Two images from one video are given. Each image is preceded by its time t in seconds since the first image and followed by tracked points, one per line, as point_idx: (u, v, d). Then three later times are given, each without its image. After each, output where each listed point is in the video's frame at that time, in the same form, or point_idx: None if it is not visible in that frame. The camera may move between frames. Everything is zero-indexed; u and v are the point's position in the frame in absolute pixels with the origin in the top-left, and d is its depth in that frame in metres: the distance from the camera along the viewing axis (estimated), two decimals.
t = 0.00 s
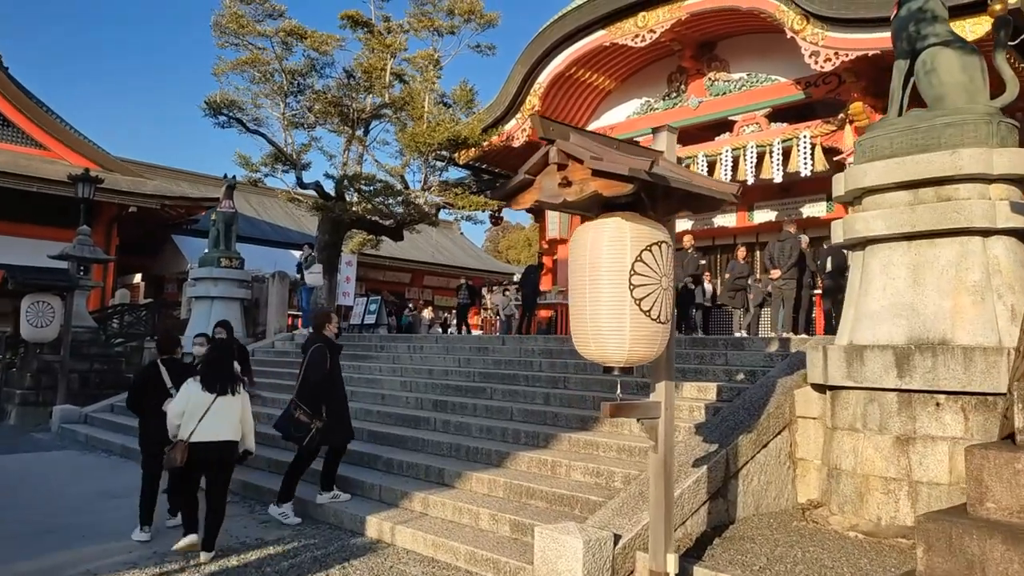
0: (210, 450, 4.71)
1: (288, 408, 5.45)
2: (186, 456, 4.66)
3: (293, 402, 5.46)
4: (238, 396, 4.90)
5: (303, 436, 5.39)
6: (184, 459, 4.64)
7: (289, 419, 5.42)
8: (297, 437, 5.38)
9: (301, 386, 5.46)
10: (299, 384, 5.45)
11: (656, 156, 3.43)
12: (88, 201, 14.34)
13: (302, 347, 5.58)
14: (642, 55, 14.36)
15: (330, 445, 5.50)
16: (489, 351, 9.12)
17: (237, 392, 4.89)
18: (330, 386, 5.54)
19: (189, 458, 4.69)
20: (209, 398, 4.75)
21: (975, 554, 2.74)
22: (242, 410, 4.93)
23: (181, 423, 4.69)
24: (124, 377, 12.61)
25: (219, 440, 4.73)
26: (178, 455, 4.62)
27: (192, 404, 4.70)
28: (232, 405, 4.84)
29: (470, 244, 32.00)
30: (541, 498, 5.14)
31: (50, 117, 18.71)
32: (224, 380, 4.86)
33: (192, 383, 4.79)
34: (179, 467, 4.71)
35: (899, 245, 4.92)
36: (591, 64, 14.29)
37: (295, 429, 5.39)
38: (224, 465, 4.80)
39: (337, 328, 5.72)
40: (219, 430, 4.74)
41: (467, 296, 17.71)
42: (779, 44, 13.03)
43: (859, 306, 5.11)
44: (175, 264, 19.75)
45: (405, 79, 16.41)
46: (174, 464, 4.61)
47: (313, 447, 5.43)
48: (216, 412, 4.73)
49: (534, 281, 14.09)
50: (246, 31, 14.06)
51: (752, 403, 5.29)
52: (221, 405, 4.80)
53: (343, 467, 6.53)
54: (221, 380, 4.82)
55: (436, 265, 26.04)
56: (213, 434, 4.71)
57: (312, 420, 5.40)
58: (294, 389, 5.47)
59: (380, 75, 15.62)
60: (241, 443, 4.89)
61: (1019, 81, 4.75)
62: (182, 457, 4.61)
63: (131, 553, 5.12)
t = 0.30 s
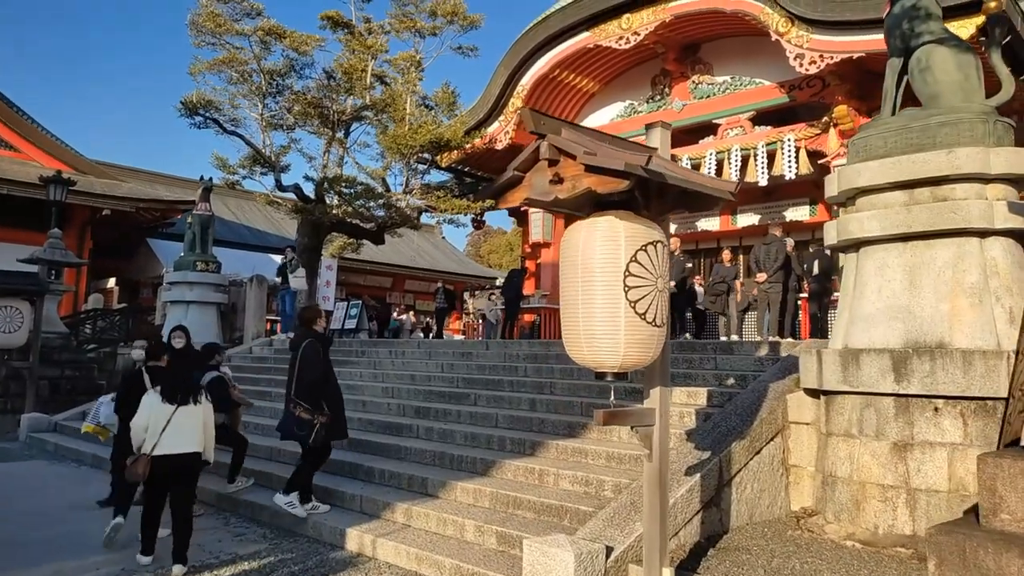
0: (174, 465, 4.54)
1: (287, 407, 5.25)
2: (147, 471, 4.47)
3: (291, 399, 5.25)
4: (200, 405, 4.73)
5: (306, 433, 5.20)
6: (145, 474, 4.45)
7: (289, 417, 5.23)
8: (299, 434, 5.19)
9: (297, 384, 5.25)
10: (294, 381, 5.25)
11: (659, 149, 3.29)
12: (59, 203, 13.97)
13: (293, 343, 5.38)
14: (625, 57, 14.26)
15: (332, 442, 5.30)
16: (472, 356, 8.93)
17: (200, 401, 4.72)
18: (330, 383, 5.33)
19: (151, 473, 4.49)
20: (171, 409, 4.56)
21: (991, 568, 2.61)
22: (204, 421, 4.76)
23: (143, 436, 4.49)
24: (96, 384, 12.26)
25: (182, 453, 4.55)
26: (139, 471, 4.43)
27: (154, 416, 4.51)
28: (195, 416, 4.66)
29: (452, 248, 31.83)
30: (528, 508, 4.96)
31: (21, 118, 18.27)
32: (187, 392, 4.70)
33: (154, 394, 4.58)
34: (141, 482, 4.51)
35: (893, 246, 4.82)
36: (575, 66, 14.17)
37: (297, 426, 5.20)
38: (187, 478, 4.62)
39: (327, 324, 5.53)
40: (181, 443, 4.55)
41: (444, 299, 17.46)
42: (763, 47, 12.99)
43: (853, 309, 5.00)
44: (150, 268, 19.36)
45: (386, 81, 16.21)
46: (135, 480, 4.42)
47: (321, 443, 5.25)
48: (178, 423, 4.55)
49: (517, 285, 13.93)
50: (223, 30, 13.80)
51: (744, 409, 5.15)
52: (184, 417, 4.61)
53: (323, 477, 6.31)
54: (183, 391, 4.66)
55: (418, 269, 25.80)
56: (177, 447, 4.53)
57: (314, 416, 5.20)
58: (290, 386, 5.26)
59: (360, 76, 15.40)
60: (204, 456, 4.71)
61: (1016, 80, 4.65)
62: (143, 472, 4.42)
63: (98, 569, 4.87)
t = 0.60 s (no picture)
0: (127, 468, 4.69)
1: (281, 415, 5.01)
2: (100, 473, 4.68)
3: (285, 406, 5.02)
4: (156, 409, 4.87)
5: (302, 442, 4.97)
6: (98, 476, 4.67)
7: (284, 425, 4.98)
8: (295, 443, 4.96)
9: (291, 391, 5.05)
10: (288, 388, 5.05)
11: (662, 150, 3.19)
12: (27, 204, 13.59)
13: (280, 349, 5.19)
14: (608, 59, 14.20)
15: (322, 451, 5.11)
16: (455, 361, 8.76)
17: (155, 404, 4.88)
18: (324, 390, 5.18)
19: (105, 476, 4.70)
20: (122, 414, 4.73)
21: None
22: (162, 424, 4.90)
23: (98, 439, 4.71)
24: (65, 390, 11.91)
25: (135, 457, 4.71)
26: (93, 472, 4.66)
27: (107, 420, 4.71)
28: (148, 419, 4.81)
29: (432, 251, 31.59)
30: (513, 519, 4.81)
31: None
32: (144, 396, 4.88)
33: (109, 399, 4.80)
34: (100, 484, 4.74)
35: (886, 250, 4.73)
36: (558, 68, 14.06)
37: (293, 434, 4.97)
38: (144, 481, 4.77)
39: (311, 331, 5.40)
40: (135, 445, 4.71)
41: (421, 302, 17.23)
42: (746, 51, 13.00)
43: (844, 314, 4.91)
44: (123, 270, 18.95)
45: (365, 81, 16.01)
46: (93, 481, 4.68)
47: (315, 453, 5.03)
48: (129, 427, 4.71)
49: (498, 288, 13.79)
50: (198, 27, 13.53)
51: (733, 416, 5.03)
52: (138, 421, 4.77)
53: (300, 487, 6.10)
54: (139, 393, 4.84)
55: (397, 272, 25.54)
56: (128, 450, 4.69)
57: (309, 422, 5.01)
58: (284, 393, 5.05)
59: (339, 76, 15.18)
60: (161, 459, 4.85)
61: (1009, 81, 4.66)
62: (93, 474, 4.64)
63: None
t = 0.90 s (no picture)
0: (94, 476, 4.49)
1: (274, 421, 4.72)
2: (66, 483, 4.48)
3: (278, 411, 4.75)
4: (126, 415, 4.68)
5: (294, 451, 4.73)
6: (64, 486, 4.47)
7: (277, 432, 4.69)
8: (288, 451, 4.70)
9: (286, 397, 4.80)
10: (283, 394, 4.79)
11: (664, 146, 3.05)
12: None
13: (268, 353, 4.93)
14: (590, 62, 14.12)
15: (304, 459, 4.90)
16: (435, 366, 8.57)
17: (125, 410, 4.69)
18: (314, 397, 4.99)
19: (72, 486, 4.48)
20: (91, 420, 4.53)
21: None
22: (133, 431, 4.70)
23: (65, 447, 4.49)
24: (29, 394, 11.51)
25: (103, 466, 4.50)
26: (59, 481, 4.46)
27: (74, 427, 4.50)
28: (118, 426, 4.61)
29: (409, 254, 31.34)
30: (497, 531, 4.63)
31: None
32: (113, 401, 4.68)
33: (77, 405, 4.59)
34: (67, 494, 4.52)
35: (879, 254, 4.65)
36: (538, 70, 13.94)
37: (287, 441, 4.71)
38: (113, 492, 4.58)
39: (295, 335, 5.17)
40: (102, 452, 4.51)
41: (396, 305, 16.98)
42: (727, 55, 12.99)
43: (835, 319, 4.82)
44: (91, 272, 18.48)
45: (343, 81, 15.77)
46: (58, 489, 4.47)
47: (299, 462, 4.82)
48: (99, 434, 4.51)
49: (476, 291, 13.63)
50: (170, 23, 13.23)
51: (723, 423, 4.90)
52: (107, 428, 4.57)
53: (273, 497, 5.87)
54: (108, 399, 4.64)
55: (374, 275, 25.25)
56: (97, 458, 4.49)
57: (300, 430, 4.77)
58: (276, 398, 4.78)
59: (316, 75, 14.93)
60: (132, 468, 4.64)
61: (1003, 83, 4.60)
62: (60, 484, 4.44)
63: None
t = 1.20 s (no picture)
0: (70, 481, 4.43)
1: (270, 431, 4.49)
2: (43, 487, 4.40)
3: (273, 420, 4.53)
4: (105, 419, 4.65)
5: (291, 460, 4.56)
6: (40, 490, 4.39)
7: (274, 443, 4.48)
8: (286, 462, 4.52)
9: (279, 405, 4.57)
10: (275, 402, 4.57)
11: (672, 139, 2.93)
12: None
13: (253, 358, 4.69)
14: (569, 65, 14.04)
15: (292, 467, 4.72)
16: (412, 371, 8.36)
17: (105, 414, 4.66)
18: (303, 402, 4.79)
19: (48, 490, 4.41)
20: (70, 424, 4.49)
21: None
22: (111, 435, 4.66)
23: (40, 451, 4.41)
24: None
25: (84, 470, 4.45)
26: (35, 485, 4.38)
27: (52, 430, 4.44)
28: (98, 430, 4.58)
29: (382, 257, 31.01)
30: (481, 544, 4.45)
31: None
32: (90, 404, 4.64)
33: (54, 407, 4.53)
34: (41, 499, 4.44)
35: (872, 259, 4.58)
36: (517, 71, 13.82)
37: (283, 451, 4.51)
38: (91, 496, 4.52)
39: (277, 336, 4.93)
40: (80, 458, 4.46)
41: (365, 308, 16.64)
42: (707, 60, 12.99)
43: (827, 325, 4.74)
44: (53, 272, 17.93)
45: (318, 80, 15.49)
46: (33, 495, 4.41)
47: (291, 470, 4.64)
48: (79, 437, 4.47)
49: (452, 295, 13.44)
50: (141, 17, 12.87)
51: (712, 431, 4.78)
52: (87, 431, 4.53)
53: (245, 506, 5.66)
54: (87, 402, 4.59)
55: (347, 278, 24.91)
56: (77, 462, 4.44)
57: (293, 438, 4.59)
58: (269, 406, 4.56)
59: (290, 73, 14.64)
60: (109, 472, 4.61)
61: (998, 88, 4.59)
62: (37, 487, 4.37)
63: None
